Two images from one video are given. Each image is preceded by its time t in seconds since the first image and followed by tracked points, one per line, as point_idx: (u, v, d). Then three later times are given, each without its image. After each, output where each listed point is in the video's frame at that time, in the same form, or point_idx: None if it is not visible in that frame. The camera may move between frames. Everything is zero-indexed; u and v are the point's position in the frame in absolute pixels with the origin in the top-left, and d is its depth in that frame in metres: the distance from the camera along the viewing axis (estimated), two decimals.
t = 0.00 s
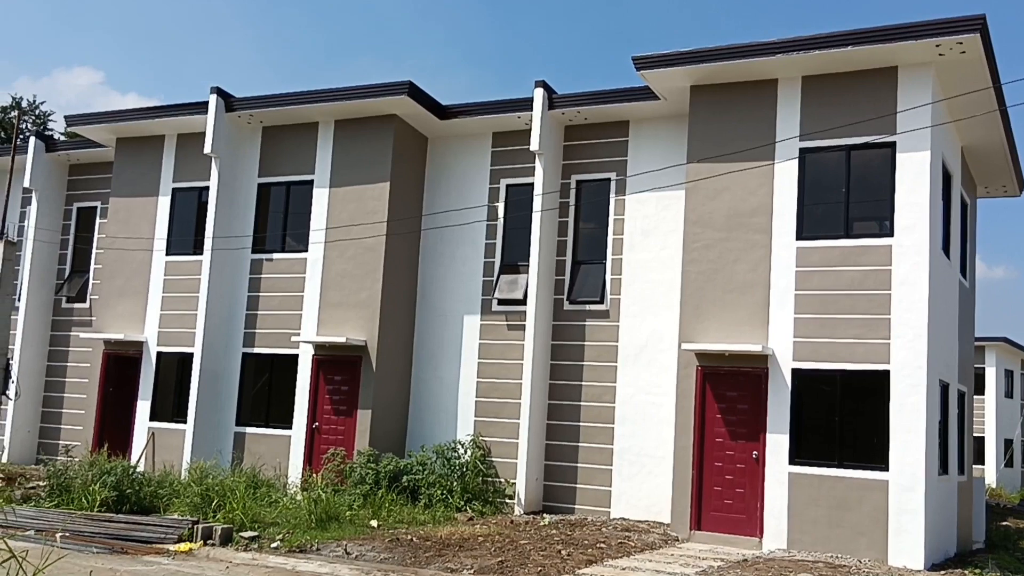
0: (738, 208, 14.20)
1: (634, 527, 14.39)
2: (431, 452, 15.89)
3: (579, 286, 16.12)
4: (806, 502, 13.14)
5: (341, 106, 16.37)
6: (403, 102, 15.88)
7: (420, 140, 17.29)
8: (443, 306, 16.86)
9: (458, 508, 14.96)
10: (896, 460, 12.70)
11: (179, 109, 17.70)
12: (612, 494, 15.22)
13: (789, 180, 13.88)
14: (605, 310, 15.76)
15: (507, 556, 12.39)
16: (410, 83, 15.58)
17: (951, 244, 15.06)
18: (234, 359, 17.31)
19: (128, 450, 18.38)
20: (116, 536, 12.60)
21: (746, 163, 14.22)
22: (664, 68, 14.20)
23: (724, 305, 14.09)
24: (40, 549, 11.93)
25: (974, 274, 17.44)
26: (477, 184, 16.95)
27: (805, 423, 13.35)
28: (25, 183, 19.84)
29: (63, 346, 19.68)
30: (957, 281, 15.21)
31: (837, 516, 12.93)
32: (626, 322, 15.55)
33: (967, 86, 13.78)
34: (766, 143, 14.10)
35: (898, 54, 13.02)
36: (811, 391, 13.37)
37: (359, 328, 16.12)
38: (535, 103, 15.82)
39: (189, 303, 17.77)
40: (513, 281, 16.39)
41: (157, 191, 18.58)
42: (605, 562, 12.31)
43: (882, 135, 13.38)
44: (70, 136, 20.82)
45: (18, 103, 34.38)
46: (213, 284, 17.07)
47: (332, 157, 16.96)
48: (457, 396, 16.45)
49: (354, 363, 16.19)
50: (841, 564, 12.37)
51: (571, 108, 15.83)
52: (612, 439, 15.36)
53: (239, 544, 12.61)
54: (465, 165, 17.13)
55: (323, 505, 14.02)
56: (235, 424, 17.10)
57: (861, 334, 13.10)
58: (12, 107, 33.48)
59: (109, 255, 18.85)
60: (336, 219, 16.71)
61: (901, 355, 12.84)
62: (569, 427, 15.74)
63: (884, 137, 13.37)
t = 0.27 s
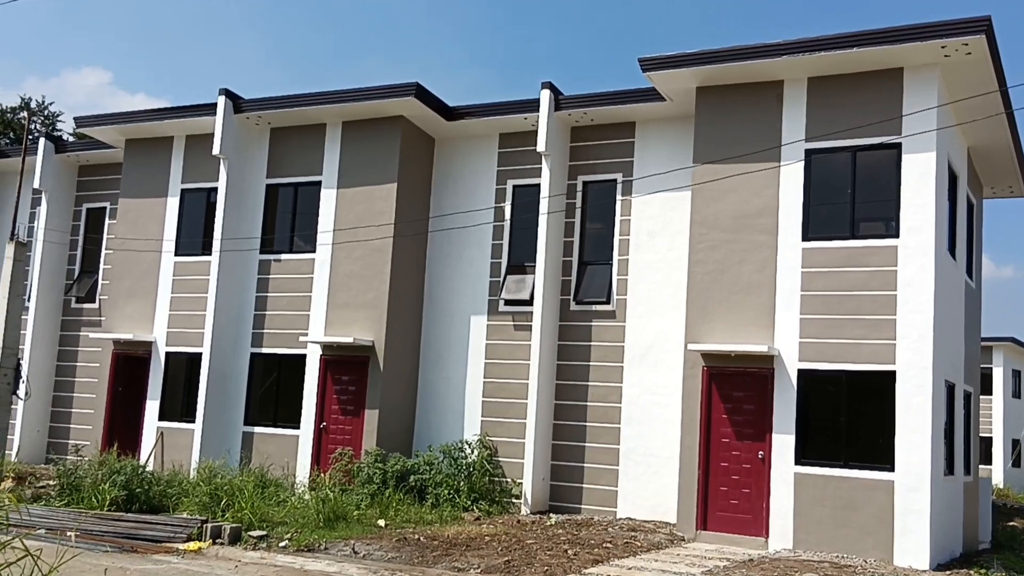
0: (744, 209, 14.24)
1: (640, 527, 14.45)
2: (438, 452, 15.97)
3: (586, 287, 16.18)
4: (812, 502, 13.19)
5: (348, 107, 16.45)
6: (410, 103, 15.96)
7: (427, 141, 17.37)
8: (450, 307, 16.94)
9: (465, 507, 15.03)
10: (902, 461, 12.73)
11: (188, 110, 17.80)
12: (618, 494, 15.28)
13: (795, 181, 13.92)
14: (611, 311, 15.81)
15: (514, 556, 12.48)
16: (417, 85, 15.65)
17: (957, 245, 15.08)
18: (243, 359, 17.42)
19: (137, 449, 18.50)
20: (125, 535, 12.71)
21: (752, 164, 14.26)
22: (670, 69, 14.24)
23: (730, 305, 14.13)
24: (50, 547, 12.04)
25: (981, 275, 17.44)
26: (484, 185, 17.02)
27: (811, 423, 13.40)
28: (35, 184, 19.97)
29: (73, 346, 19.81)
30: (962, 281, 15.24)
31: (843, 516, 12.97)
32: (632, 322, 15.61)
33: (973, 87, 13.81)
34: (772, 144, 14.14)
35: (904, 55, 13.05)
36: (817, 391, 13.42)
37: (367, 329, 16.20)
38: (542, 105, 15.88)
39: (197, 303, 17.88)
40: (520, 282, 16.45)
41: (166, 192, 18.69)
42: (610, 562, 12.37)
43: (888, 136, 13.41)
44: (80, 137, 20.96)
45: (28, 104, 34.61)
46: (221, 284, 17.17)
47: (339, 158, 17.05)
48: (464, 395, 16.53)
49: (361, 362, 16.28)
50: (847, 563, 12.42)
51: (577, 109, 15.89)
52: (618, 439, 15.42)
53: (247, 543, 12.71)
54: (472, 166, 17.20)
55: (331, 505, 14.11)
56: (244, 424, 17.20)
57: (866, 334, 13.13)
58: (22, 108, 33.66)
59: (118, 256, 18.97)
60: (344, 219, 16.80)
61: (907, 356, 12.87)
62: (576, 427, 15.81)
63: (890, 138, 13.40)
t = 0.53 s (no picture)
0: (746, 209, 14.28)
1: (644, 526, 14.49)
2: (442, 451, 16.01)
3: (589, 287, 16.22)
4: (815, 501, 13.22)
5: (352, 108, 16.50)
6: (414, 104, 16.00)
7: (431, 141, 17.42)
8: (454, 307, 16.99)
9: (469, 507, 15.08)
10: (904, 460, 12.77)
11: (192, 111, 17.86)
12: (621, 493, 15.32)
13: (798, 182, 13.95)
14: (614, 311, 15.85)
15: (518, 555, 12.54)
16: (421, 86, 15.70)
17: (960, 245, 15.11)
18: (247, 359, 17.48)
19: (142, 449, 18.57)
20: (131, 534, 12.76)
21: (755, 164, 14.30)
22: (673, 69, 14.28)
23: (733, 306, 14.17)
24: (57, 546, 12.09)
25: (984, 275, 17.47)
26: (488, 185, 17.07)
27: (814, 423, 13.43)
28: (40, 184, 20.04)
29: (78, 346, 19.89)
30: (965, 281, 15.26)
31: (846, 515, 13.00)
32: (635, 322, 15.65)
33: (976, 87, 13.84)
34: (775, 145, 14.18)
35: (906, 56, 13.08)
36: (820, 390, 13.45)
37: (370, 329, 16.25)
38: (545, 105, 15.92)
39: (202, 303, 17.94)
40: (523, 282, 16.50)
41: (170, 192, 18.75)
42: (614, 561, 12.42)
43: (890, 136, 13.44)
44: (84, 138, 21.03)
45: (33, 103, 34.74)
46: (225, 284, 17.22)
47: (343, 159, 17.10)
48: (468, 395, 16.57)
49: (365, 362, 16.33)
50: (850, 563, 12.46)
51: (580, 110, 15.93)
52: (621, 439, 15.47)
53: (252, 542, 12.77)
54: (475, 166, 17.24)
55: (335, 504, 14.16)
56: (248, 424, 17.26)
57: (869, 334, 13.17)
58: (25, 108, 33.74)
59: (123, 256, 19.04)
60: (348, 220, 16.85)
61: (910, 355, 12.91)
62: (579, 427, 15.85)
63: (893, 138, 13.43)
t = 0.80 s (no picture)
0: (747, 208, 14.33)
1: (646, 525, 14.54)
2: (445, 451, 16.05)
3: (590, 287, 16.26)
4: (816, 499, 13.28)
5: (353, 109, 16.55)
6: (415, 105, 16.05)
7: (432, 142, 17.47)
8: (455, 307, 17.04)
9: (472, 506, 15.13)
10: (906, 458, 12.82)
11: (194, 112, 17.90)
12: (623, 492, 15.37)
13: (799, 181, 14.00)
14: (616, 310, 15.89)
15: (521, 554, 12.62)
16: (422, 87, 15.74)
17: (960, 243, 15.17)
18: (250, 360, 17.52)
19: (146, 449, 18.63)
20: (136, 534, 12.82)
21: (755, 163, 14.35)
22: (674, 70, 14.33)
23: (734, 305, 14.22)
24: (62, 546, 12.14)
25: (983, 273, 17.51)
26: (489, 185, 17.11)
27: (815, 421, 13.48)
28: (42, 186, 20.09)
29: (80, 347, 19.94)
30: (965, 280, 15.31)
31: (847, 513, 13.05)
32: (637, 322, 15.70)
33: (975, 87, 13.88)
34: (776, 144, 14.22)
35: (906, 56, 13.13)
36: (821, 389, 13.50)
37: (373, 329, 16.29)
38: (546, 106, 15.97)
39: (204, 304, 17.98)
40: (524, 281, 16.54)
41: (172, 193, 18.79)
42: (617, 559, 12.49)
43: (891, 135, 13.49)
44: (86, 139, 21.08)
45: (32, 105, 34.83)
46: (228, 285, 17.27)
47: (345, 159, 17.15)
48: (470, 395, 16.62)
49: (368, 363, 16.38)
50: (851, 560, 12.53)
51: (581, 110, 15.98)
52: (623, 438, 15.51)
53: (257, 542, 12.83)
54: (476, 166, 17.29)
55: (339, 504, 14.22)
56: (251, 424, 17.31)
57: (870, 333, 13.22)
58: (25, 110, 33.81)
59: (125, 257, 19.08)
60: (349, 221, 16.90)
61: (910, 354, 12.96)
62: (581, 426, 15.89)
63: (893, 137, 13.48)
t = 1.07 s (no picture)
0: (748, 205, 14.35)
1: (648, 521, 14.57)
2: (447, 449, 16.07)
3: (591, 284, 16.28)
4: (818, 495, 13.31)
5: (353, 108, 16.56)
6: (415, 103, 16.07)
7: (432, 140, 17.49)
8: (456, 305, 17.06)
9: (474, 503, 15.16)
10: (907, 453, 12.86)
11: (194, 112, 17.91)
12: (625, 488, 15.40)
13: (799, 178, 14.03)
14: (617, 307, 15.92)
15: (524, 550, 12.68)
16: (422, 85, 15.75)
17: (960, 239, 15.20)
18: (251, 359, 17.55)
19: (148, 449, 18.65)
20: (140, 533, 12.86)
21: (756, 160, 14.37)
22: (673, 67, 14.35)
23: (735, 301, 14.25)
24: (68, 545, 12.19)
25: (983, 268, 17.53)
26: (489, 184, 17.13)
27: (816, 417, 13.51)
28: (43, 186, 20.09)
29: (82, 347, 19.95)
30: (966, 275, 15.34)
31: (849, 509, 13.09)
32: (638, 319, 15.72)
33: (975, 82, 13.90)
34: (776, 141, 14.25)
35: (905, 52, 13.16)
36: (822, 385, 13.53)
37: (374, 328, 16.32)
38: (546, 103, 15.98)
39: (205, 303, 18.00)
40: (525, 279, 16.55)
41: (173, 193, 18.81)
42: (620, 555, 12.55)
43: (890, 131, 13.51)
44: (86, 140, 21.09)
45: (31, 106, 34.83)
46: (229, 284, 17.29)
47: (345, 158, 17.17)
48: (471, 392, 16.65)
49: (369, 361, 16.40)
50: (854, 555, 12.57)
51: (581, 107, 16.00)
52: (625, 435, 15.54)
53: (260, 540, 12.87)
54: (476, 165, 17.31)
55: (342, 502, 14.25)
56: (253, 423, 17.33)
57: (871, 328, 13.25)
58: (24, 110, 33.82)
59: (126, 257, 19.09)
60: (350, 219, 16.91)
61: (911, 349, 12.99)
62: (583, 423, 15.92)
63: (893, 134, 13.50)
